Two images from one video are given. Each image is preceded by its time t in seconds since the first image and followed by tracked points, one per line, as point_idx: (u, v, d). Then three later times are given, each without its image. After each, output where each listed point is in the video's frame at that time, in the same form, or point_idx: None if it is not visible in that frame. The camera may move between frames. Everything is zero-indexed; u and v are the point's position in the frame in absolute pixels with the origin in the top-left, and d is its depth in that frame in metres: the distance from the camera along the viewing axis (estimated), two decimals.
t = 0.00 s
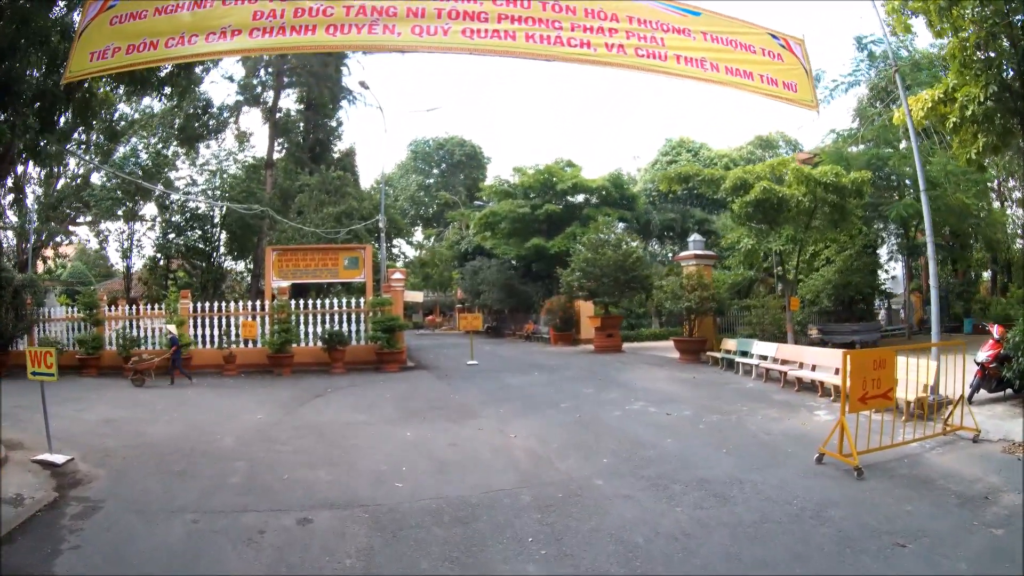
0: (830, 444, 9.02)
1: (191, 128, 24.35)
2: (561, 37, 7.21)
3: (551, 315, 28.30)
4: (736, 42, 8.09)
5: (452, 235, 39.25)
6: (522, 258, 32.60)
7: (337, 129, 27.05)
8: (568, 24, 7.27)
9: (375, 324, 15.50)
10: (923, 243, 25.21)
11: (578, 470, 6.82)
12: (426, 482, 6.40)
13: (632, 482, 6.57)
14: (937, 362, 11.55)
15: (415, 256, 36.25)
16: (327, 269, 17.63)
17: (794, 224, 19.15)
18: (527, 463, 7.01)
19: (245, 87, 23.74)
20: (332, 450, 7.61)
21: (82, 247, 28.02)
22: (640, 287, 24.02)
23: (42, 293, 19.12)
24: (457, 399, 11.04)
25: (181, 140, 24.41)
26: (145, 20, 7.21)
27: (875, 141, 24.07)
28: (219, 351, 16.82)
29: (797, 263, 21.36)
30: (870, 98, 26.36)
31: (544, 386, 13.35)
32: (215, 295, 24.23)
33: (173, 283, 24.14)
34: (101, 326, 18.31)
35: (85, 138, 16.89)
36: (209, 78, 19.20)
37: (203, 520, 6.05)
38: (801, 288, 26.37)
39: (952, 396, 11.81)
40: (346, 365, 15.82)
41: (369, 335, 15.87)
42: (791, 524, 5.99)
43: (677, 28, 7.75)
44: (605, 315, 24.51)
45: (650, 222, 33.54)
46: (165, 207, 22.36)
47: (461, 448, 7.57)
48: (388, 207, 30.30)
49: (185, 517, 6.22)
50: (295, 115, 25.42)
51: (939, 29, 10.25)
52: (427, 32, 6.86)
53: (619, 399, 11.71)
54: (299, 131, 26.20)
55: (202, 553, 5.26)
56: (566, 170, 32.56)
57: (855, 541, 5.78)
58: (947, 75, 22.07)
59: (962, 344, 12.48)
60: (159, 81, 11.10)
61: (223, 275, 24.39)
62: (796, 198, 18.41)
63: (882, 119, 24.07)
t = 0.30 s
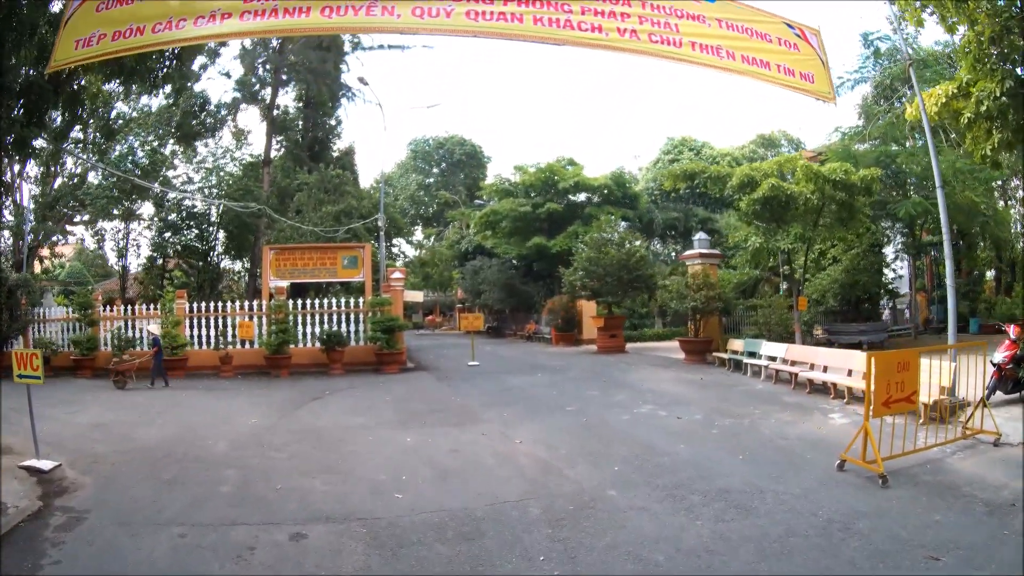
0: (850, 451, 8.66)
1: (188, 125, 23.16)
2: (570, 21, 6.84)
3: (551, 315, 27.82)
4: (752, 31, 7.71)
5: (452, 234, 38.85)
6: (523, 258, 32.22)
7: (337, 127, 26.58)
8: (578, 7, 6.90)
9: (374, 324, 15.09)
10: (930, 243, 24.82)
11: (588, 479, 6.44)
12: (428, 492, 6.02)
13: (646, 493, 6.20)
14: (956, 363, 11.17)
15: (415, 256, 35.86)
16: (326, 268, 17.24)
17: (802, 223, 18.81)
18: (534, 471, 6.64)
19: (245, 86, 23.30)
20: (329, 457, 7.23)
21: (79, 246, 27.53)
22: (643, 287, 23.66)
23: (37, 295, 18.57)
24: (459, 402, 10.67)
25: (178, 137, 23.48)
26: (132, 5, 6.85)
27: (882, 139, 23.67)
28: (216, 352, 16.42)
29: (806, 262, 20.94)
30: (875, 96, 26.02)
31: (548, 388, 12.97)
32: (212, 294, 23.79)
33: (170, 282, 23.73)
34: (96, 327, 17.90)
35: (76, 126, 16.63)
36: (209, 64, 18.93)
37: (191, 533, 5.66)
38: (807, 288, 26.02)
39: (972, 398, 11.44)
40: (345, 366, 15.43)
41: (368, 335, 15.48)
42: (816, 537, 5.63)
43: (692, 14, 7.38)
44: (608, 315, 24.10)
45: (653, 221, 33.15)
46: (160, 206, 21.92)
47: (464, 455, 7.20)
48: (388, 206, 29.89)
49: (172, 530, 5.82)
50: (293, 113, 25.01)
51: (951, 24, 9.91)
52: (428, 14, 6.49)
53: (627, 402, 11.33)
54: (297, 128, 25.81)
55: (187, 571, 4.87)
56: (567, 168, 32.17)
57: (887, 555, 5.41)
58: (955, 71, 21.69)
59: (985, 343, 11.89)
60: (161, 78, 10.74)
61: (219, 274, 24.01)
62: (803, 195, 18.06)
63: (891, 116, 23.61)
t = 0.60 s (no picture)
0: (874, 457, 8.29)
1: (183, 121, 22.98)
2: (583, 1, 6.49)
3: (552, 314, 27.32)
4: (767, 17, 7.33)
5: (451, 233, 38.44)
6: (523, 257, 31.85)
7: (335, 125, 26.06)
8: None
9: (373, 324, 14.68)
10: (939, 242, 24.41)
11: (600, 488, 6.06)
12: (429, 503, 5.65)
13: (663, 503, 5.81)
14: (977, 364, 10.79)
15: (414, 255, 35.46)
16: (324, 267, 16.84)
17: (811, 220, 18.56)
18: (543, 479, 6.26)
19: (242, 83, 22.72)
20: (325, 463, 6.85)
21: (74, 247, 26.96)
22: (647, 286, 23.28)
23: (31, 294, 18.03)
24: (460, 404, 10.30)
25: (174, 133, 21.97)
26: None
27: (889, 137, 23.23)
28: (211, 352, 15.97)
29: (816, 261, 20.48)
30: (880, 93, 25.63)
31: (552, 389, 12.60)
32: (208, 293, 23.32)
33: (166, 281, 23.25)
34: (91, 326, 17.42)
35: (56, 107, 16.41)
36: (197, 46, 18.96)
37: (177, 546, 5.28)
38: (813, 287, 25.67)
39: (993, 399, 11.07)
40: (344, 367, 15.01)
41: (367, 335, 15.07)
42: (847, 551, 5.25)
43: None
44: (611, 315, 23.61)
45: (656, 220, 32.76)
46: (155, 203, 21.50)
47: (468, 461, 6.81)
48: (387, 204, 29.49)
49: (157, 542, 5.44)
50: (291, 110, 24.52)
51: (965, 16, 9.60)
52: None
53: (635, 403, 10.94)
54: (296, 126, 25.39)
55: None
56: (569, 166, 31.77)
57: (924, 570, 5.03)
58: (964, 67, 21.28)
59: (1002, 344, 11.50)
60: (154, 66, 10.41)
61: (217, 273, 23.50)
62: (812, 192, 17.74)
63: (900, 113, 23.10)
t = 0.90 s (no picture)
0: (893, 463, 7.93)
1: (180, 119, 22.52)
2: None
3: (552, 314, 26.88)
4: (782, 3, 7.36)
5: (450, 232, 38.02)
6: (522, 256, 31.49)
7: (332, 123, 25.63)
8: None
9: (369, 324, 14.26)
10: (944, 241, 24.09)
11: (610, 498, 5.70)
12: (428, 515, 5.28)
13: (678, 517, 5.43)
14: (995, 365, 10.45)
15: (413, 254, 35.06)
16: (320, 266, 16.44)
17: (817, 218, 18.19)
18: (549, 488, 5.88)
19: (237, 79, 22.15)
20: (317, 470, 6.48)
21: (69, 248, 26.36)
22: (649, 285, 22.93)
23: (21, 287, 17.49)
24: (460, 407, 9.91)
25: (169, 132, 22.40)
26: None
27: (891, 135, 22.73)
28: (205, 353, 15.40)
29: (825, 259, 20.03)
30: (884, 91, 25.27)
31: (554, 391, 12.24)
32: (203, 293, 22.86)
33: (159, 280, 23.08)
34: (84, 327, 16.75)
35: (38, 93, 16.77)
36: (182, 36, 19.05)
37: (157, 561, 4.90)
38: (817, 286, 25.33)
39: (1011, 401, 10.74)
40: (340, 368, 14.60)
41: (364, 336, 14.67)
42: (879, 568, 4.89)
43: None
44: (613, 314, 23.23)
45: (656, 219, 32.41)
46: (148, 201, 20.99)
47: (468, 468, 6.44)
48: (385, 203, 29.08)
49: (135, 557, 5.06)
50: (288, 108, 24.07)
51: (973, 9, 9.33)
52: None
53: (640, 406, 10.57)
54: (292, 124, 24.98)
55: None
56: (569, 165, 31.42)
57: None
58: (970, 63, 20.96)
59: (1020, 343, 11.05)
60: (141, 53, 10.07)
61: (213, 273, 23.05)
62: (818, 188, 17.46)
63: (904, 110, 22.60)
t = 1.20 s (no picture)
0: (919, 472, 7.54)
1: (176, 115, 21.16)
2: None
3: (554, 314, 26.48)
4: None
5: (450, 232, 37.61)
6: (523, 255, 31.12)
7: (332, 122, 25.21)
8: None
9: (368, 325, 13.86)
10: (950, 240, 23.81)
11: (625, 512, 5.33)
12: (430, 531, 4.91)
13: (699, 533, 5.07)
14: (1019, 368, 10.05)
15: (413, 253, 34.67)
16: (318, 265, 16.01)
17: (827, 216, 17.80)
18: (560, 501, 5.50)
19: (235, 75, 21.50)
20: (312, 478, 6.11)
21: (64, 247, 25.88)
22: (653, 285, 22.55)
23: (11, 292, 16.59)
24: (461, 411, 9.54)
25: (165, 130, 21.25)
26: None
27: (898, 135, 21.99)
28: (200, 353, 14.73)
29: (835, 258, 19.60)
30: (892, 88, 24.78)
31: (559, 394, 11.88)
32: (200, 294, 22.46)
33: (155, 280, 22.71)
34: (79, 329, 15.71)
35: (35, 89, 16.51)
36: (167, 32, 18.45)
37: None
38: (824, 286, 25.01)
39: None
40: (339, 370, 14.21)
41: (362, 336, 14.25)
42: None
43: None
44: (616, 315, 22.85)
45: (659, 218, 31.93)
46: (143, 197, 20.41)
47: (472, 477, 6.08)
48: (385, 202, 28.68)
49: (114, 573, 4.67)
50: (287, 106, 23.63)
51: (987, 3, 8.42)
52: None
53: (649, 409, 10.19)
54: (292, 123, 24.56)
55: None
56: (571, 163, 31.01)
57: None
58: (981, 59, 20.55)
59: None
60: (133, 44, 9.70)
61: (210, 273, 22.52)
62: (827, 186, 17.15)
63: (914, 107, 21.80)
